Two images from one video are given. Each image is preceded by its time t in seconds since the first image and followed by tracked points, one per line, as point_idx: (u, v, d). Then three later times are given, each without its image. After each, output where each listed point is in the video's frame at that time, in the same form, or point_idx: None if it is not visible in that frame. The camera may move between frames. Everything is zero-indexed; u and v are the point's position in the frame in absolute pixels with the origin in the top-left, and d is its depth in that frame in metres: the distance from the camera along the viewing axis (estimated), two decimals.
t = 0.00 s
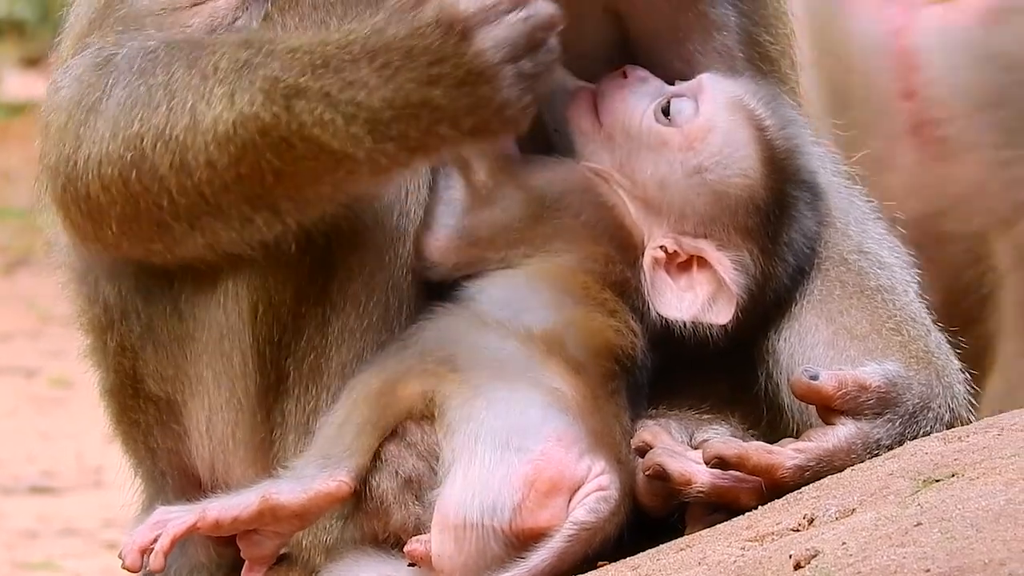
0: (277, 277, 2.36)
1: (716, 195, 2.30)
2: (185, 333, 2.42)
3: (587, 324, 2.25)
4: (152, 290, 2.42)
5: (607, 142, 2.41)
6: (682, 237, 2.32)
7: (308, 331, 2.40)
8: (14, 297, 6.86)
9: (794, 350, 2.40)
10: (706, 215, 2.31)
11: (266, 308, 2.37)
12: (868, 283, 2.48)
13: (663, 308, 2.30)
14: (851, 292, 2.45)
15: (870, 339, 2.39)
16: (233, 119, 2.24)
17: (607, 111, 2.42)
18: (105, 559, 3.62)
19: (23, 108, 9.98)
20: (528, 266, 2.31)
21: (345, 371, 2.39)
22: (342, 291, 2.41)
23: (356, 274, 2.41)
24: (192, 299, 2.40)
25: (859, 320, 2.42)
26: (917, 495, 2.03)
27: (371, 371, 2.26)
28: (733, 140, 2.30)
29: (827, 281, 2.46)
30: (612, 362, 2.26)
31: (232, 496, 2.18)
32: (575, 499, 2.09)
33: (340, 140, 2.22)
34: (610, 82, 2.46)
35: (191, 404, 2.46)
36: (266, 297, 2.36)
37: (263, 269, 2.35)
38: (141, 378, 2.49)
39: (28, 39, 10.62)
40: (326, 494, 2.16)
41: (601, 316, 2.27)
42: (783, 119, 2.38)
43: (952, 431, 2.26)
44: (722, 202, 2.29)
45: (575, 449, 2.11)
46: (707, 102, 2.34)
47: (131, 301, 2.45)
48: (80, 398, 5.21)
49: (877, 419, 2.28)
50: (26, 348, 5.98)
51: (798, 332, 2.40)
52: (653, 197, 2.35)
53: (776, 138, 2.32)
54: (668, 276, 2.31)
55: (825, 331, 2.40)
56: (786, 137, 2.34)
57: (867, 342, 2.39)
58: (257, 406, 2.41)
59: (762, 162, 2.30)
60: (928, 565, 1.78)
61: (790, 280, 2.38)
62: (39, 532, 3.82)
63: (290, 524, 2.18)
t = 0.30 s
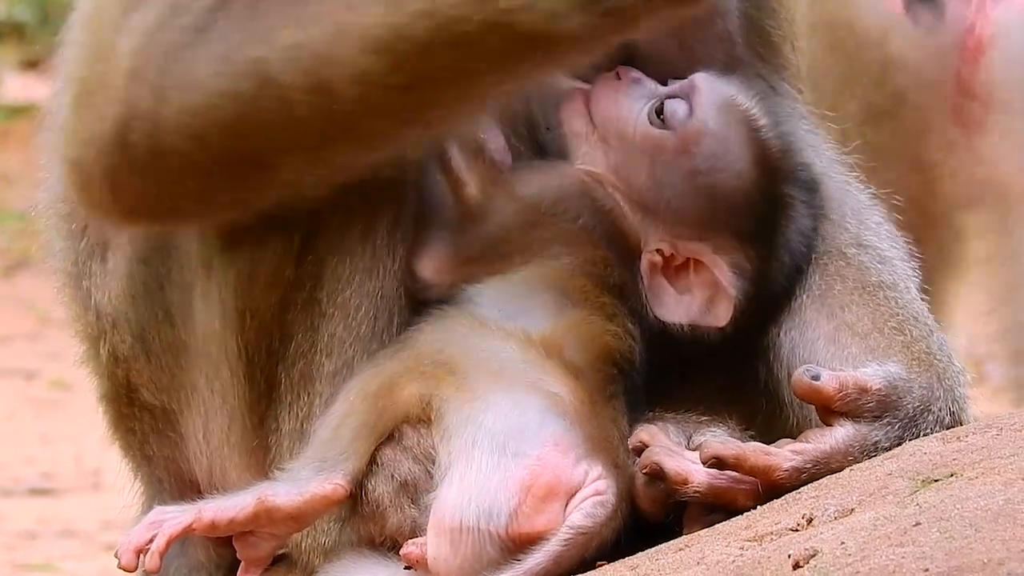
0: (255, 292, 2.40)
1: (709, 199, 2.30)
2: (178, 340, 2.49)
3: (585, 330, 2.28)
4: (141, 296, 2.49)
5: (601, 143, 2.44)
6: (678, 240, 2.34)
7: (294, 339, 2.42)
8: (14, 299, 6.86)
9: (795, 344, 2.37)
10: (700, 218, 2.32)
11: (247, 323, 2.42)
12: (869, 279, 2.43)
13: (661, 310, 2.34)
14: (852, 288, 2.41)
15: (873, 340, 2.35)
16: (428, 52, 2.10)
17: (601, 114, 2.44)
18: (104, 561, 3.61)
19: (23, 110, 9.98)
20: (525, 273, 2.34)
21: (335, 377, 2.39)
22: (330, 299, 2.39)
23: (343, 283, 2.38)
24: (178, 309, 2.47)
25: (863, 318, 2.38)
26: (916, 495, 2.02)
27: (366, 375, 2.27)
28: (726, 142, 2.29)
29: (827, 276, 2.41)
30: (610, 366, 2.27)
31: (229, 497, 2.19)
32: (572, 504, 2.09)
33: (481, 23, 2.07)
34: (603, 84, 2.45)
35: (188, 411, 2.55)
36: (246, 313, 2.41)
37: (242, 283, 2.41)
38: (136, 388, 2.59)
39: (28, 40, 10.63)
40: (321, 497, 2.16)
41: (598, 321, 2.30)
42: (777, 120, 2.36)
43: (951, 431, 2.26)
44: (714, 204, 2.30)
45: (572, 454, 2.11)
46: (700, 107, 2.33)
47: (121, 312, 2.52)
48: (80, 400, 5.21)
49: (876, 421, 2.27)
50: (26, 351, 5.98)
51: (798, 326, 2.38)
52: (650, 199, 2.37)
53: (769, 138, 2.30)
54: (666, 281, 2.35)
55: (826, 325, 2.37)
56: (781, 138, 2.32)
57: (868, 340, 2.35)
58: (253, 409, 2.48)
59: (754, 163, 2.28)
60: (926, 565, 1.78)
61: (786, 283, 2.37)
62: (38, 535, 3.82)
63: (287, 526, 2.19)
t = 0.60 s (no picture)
0: (248, 300, 2.41)
1: (707, 197, 2.28)
2: (169, 344, 2.53)
3: (584, 330, 2.26)
4: (138, 300, 2.55)
5: (599, 141, 2.37)
6: (676, 238, 2.31)
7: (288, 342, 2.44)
8: (16, 294, 6.87)
9: (794, 341, 2.41)
10: (700, 216, 2.28)
11: (242, 329, 2.44)
12: (871, 278, 2.47)
13: (660, 310, 2.32)
14: (854, 285, 2.45)
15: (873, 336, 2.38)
16: (566, 30, 2.02)
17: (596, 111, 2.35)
18: (106, 558, 3.62)
19: (23, 104, 9.98)
20: (526, 275, 2.31)
21: (332, 378, 2.42)
22: (323, 302, 2.41)
23: (337, 287, 2.40)
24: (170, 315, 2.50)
25: (863, 316, 2.41)
26: (918, 492, 2.02)
27: (368, 373, 2.27)
28: (724, 142, 2.28)
29: (825, 274, 2.46)
30: (611, 366, 2.26)
31: (230, 496, 2.19)
32: (576, 504, 2.09)
33: None
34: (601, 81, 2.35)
35: (187, 417, 2.58)
36: (239, 319, 2.43)
37: (230, 290, 2.41)
38: (136, 397, 2.63)
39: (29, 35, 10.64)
40: (323, 496, 2.16)
41: (599, 322, 2.28)
42: (772, 119, 2.39)
43: (953, 428, 2.26)
44: (712, 203, 2.27)
45: (576, 455, 2.12)
46: (699, 104, 2.30)
47: (116, 315, 2.58)
48: (81, 395, 5.22)
49: (878, 419, 2.27)
50: (27, 346, 5.99)
51: (797, 324, 2.42)
52: (645, 199, 2.32)
53: (765, 137, 2.32)
54: (663, 281, 2.32)
55: (826, 323, 2.41)
56: (775, 136, 2.34)
57: (871, 337, 2.38)
58: (248, 413, 2.49)
59: (751, 162, 2.29)
60: (928, 562, 1.77)
61: (784, 279, 2.40)
62: (40, 530, 3.82)
63: (288, 526, 2.19)
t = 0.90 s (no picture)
0: (241, 305, 2.40)
1: (704, 198, 2.28)
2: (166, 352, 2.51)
3: (587, 331, 2.26)
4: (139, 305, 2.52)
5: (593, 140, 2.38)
6: (672, 238, 2.31)
7: (283, 346, 2.43)
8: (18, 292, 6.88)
9: (793, 340, 2.40)
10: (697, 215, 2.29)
11: (239, 334, 2.42)
12: (871, 279, 2.47)
13: (656, 308, 2.32)
14: (854, 285, 2.45)
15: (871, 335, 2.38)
16: None
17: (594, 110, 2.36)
18: (108, 557, 3.62)
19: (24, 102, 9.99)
20: (527, 275, 2.33)
21: (329, 379, 2.43)
22: (315, 305, 2.41)
23: (330, 288, 2.40)
24: (169, 321, 2.49)
25: (863, 317, 2.41)
26: (920, 494, 2.02)
27: (369, 375, 2.28)
28: (717, 138, 2.28)
29: (825, 273, 2.46)
30: (612, 367, 2.26)
31: (229, 499, 2.17)
32: (576, 506, 2.09)
33: None
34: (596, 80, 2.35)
35: (187, 421, 2.57)
36: (235, 327, 2.41)
37: (229, 300, 2.39)
38: (136, 401, 2.60)
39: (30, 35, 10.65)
40: (322, 498, 2.15)
41: (600, 321, 2.28)
42: (765, 116, 2.38)
43: (954, 429, 2.26)
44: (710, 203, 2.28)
45: (575, 457, 2.12)
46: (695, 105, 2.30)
47: (115, 320, 2.54)
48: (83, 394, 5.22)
49: (880, 421, 2.27)
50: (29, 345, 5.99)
51: (797, 323, 2.41)
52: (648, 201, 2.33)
53: (760, 133, 2.31)
54: (659, 277, 2.32)
55: (826, 323, 2.40)
56: (770, 133, 2.33)
57: (872, 338, 2.38)
58: (248, 416, 2.48)
59: (745, 159, 2.28)
60: (930, 563, 1.77)
61: (779, 275, 2.38)
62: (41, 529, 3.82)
63: (287, 528, 2.17)
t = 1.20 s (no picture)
0: (237, 315, 2.41)
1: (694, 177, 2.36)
2: (161, 363, 2.51)
3: (587, 327, 2.32)
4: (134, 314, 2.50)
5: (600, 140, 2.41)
6: (659, 217, 2.37)
7: (277, 355, 2.44)
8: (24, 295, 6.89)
9: (790, 336, 2.43)
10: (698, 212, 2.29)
11: (235, 343, 2.43)
12: (870, 278, 2.48)
13: (639, 277, 2.36)
14: (853, 284, 2.47)
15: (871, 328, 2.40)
16: None
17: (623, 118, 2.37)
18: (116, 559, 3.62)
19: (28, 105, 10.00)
20: (525, 278, 2.41)
21: (326, 386, 2.42)
22: (306, 311, 2.41)
23: (320, 294, 2.41)
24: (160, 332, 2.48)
25: (863, 315, 2.42)
26: (925, 493, 2.02)
27: (369, 377, 2.29)
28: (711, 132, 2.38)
29: (821, 270, 2.49)
30: (611, 362, 2.30)
31: (230, 507, 2.14)
32: (580, 505, 2.09)
33: None
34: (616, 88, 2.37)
35: (192, 432, 2.57)
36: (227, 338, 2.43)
37: (219, 312, 2.41)
38: (143, 408, 2.59)
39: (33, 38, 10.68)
40: (324, 501, 2.14)
41: (601, 320, 2.34)
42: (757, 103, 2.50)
43: (960, 429, 2.26)
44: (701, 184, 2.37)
45: (579, 456, 2.12)
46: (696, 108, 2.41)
47: (116, 327, 2.53)
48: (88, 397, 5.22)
49: (886, 420, 2.27)
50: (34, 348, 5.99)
51: (795, 320, 2.44)
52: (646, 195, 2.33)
53: (748, 112, 2.42)
54: (644, 248, 2.37)
55: (825, 323, 2.42)
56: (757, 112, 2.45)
57: (874, 337, 2.39)
58: (248, 426, 2.49)
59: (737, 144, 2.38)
60: (936, 563, 1.77)
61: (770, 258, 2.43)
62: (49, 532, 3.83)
63: (291, 533, 2.15)
